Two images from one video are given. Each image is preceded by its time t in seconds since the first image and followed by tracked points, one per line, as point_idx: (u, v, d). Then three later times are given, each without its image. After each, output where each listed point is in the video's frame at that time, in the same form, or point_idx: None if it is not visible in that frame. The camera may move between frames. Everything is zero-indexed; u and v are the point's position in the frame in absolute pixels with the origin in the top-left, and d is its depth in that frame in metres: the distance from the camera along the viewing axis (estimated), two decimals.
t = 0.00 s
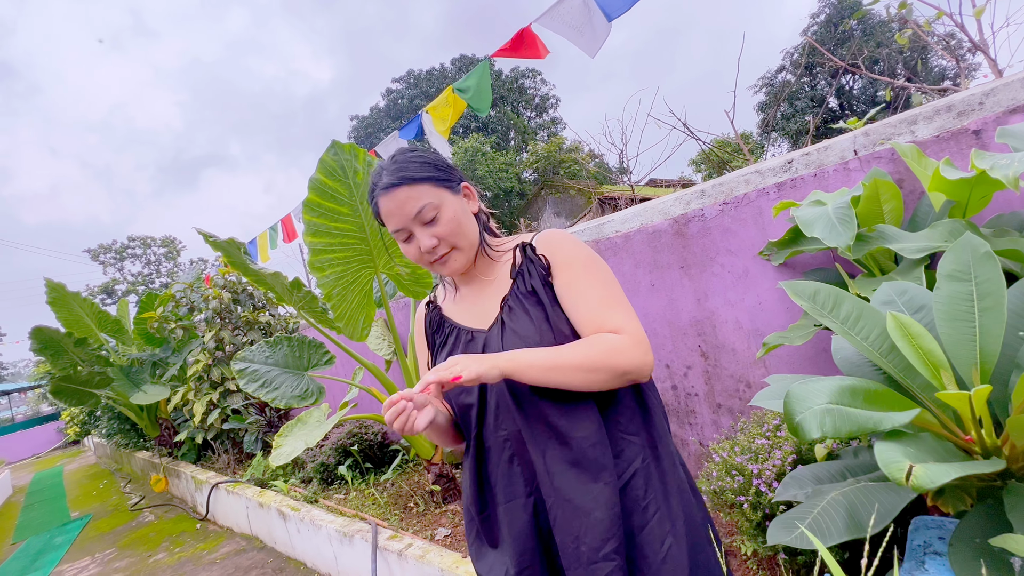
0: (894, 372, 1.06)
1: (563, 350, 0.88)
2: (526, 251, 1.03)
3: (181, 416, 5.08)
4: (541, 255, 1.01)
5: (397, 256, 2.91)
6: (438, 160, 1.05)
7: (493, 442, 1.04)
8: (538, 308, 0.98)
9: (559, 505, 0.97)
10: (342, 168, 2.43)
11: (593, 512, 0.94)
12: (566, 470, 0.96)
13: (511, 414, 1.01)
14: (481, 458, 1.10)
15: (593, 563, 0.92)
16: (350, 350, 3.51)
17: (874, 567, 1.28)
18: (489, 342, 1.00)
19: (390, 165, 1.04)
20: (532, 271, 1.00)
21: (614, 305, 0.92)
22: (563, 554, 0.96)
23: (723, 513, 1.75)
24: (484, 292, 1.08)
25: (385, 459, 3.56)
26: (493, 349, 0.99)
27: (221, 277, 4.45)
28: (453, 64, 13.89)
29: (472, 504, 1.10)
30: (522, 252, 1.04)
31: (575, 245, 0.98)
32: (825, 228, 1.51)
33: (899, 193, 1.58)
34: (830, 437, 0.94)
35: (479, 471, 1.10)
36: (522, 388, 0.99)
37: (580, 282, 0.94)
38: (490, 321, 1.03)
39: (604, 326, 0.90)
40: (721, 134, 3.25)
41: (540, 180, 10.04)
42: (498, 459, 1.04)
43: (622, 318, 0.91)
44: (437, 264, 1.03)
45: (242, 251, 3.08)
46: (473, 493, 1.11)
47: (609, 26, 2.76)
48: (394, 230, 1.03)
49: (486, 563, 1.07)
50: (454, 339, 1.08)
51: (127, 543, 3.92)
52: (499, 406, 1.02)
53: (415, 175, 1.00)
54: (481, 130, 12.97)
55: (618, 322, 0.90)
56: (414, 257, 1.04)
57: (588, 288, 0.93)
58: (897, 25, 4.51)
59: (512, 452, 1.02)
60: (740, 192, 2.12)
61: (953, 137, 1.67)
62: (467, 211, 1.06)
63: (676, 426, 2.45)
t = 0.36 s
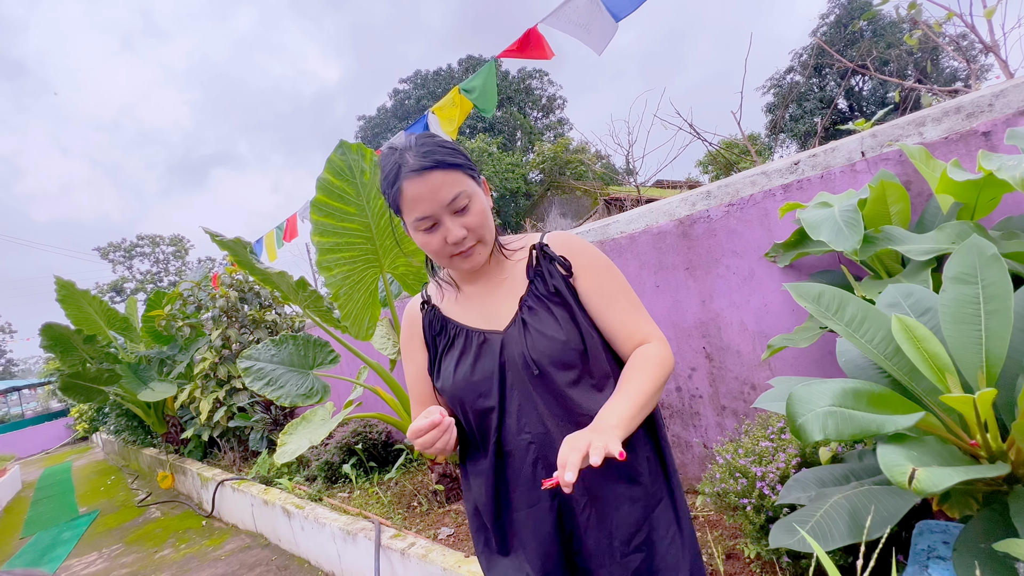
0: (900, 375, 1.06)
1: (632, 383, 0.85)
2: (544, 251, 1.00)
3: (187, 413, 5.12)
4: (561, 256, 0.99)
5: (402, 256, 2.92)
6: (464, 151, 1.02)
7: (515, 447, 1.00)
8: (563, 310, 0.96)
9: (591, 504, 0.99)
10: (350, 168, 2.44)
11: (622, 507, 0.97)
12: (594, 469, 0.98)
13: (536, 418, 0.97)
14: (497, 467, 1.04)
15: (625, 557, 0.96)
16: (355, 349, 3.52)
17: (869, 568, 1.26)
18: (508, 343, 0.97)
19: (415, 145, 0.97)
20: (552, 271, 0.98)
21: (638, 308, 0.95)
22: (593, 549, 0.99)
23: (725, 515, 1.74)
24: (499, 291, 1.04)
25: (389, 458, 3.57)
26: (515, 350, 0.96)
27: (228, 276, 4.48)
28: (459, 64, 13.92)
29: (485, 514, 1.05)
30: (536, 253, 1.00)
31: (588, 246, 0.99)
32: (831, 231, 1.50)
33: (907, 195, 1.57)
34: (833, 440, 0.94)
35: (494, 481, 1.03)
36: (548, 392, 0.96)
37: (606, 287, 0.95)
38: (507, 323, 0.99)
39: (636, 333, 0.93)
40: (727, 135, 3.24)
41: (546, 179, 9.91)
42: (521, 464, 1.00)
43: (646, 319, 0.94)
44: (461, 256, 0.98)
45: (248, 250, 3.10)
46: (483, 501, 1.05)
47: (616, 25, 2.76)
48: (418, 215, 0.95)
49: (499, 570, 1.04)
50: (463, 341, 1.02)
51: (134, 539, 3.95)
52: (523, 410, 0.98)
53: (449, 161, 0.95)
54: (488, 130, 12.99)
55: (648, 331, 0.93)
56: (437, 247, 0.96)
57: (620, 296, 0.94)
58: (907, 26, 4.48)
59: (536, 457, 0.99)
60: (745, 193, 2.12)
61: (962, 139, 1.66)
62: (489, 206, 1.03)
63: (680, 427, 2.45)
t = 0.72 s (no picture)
0: (904, 380, 1.06)
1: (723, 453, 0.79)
2: (591, 261, 0.95)
3: (194, 411, 5.17)
4: (607, 271, 0.94)
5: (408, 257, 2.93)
6: (521, 134, 0.93)
7: (536, 462, 0.98)
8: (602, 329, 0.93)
9: (612, 526, 0.97)
10: (357, 169, 2.45)
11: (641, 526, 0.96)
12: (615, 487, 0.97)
13: (563, 436, 0.95)
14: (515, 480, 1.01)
15: None
16: (360, 348, 3.53)
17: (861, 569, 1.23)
18: (539, 354, 0.94)
19: (467, 127, 0.89)
20: (596, 286, 0.94)
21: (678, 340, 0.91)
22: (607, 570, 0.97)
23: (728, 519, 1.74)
24: (537, 293, 1.00)
25: (393, 458, 3.58)
26: (545, 365, 0.94)
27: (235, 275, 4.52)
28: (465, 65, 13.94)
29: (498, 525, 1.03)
30: (583, 265, 0.96)
31: (639, 264, 0.94)
32: (835, 234, 1.50)
33: (913, 199, 1.57)
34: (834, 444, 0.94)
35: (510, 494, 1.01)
36: (577, 412, 0.94)
37: (653, 313, 0.91)
38: (538, 332, 0.96)
39: (675, 369, 0.88)
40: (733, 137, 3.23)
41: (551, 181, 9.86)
42: (541, 481, 0.98)
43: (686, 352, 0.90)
44: (506, 254, 0.92)
45: (255, 250, 3.12)
46: (496, 510, 1.03)
47: (624, 26, 2.77)
48: (464, 208, 0.88)
49: None
50: (490, 345, 0.99)
51: (140, 535, 3.99)
52: (549, 427, 0.96)
53: (505, 150, 0.87)
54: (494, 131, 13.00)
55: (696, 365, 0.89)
56: (481, 242, 0.91)
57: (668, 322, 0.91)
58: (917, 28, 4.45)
59: (555, 474, 0.98)
60: (751, 196, 2.11)
61: (969, 143, 1.65)
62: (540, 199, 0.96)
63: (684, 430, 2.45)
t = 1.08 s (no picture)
0: (906, 384, 1.06)
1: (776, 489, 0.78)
2: (632, 274, 0.94)
3: (200, 408, 5.21)
4: (649, 288, 0.93)
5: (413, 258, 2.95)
6: (571, 130, 0.91)
7: (547, 478, 0.99)
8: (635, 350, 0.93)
9: (615, 551, 0.98)
10: (363, 170, 2.48)
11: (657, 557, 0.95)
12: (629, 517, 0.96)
13: (580, 454, 0.96)
14: (525, 491, 1.02)
15: None
16: (365, 347, 3.56)
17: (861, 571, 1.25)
18: (562, 366, 0.95)
19: (516, 123, 0.88)
20: (634, 303, 0.93)
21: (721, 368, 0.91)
22: None
23: (729, 521, 1.75)
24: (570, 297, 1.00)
25: (396, 456, 3.60)
26: (567, 379, 0.94)
27: (242, 273, 4.55)
28: (472, 65, 13.97)
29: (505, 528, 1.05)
30: (622, 275, 0.95)
31: (688, 284, 0.93)
32: (839, 237, 1.50)
33: (917, 203, 1.57)
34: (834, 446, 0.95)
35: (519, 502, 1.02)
36: (596, 432, 0.94)
37: (697, 337, 0.91)
38: (566, 343, 0.97)
39: (718, 393, 0.90)
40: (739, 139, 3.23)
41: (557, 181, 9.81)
42: (551, 498, 0.99)
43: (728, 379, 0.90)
44: (545, 259, 0.93)
45: (262, 248, 3.15)
46: (505, 513, 1.06)
47: (629, 28, 2.78)
48: (506, 210, 0.89)
49: None
50: (513, 349, 0.99)
51: (146, 530, 4.03)
52: (565, 444, 0.96)
53: (556, 151, 0.86)
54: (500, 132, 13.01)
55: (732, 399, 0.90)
56: (520, 247, 0.92)
57: (706, 350, 0.91)
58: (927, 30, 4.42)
59: (566, 492, 0.98)
60: (756, 199, 2.12)
61: (975, 148, 1.65)
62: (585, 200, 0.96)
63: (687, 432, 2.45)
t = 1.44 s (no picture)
0: (904, 387, 1.07)
1: (734, 426, 0.88)
2: (643, 263, 0.94)
3: (204, 405, 5.24)
4: (660, 275, 0.93)
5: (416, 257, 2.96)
6: (551, 124, 0.90)
7: (563, 478, 0.99)
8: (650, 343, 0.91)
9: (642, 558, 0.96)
10: (366, 169, 2.49)
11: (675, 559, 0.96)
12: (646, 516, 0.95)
13: (592, 450, 0.95)
14: (540, 491, 1.02)
15: None
16: (367, 346, 3.57)
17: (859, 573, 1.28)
18: (571, 362, 0.95)
19: (490, 119, 0.90)
20: (646, 293, 0.93)
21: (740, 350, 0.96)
22: None
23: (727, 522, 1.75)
24: (573, 292, 1.01)
25: (398, 455, 3.61)
26: (577, 375, 0.94)
27: (247, 271, 4.58)
28: (478, 65, 13.96)
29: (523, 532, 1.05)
30: (636, 264, 0.95)
31: (704, 271, 0.93)
32: (839, 239, 1.50)
33: (919, 206, 1.56)
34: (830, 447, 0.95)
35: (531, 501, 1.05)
36: (608, 427, 0.94)
37: (711, 321, 0.93)
38: (572, 339, 0.97)
39: (735, 369, 0.94)
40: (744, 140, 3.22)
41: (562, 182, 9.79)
42: (566, 497, 0.99)
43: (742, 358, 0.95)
44: (528, 254, 0.94)
45: (266, 247, 3.18)
46: (523, 516, 1.06)
47: (633, 30, 2.78)
48: (483, 203, 0.91)
49: None
50: (521, 346, 1.00)
51: (149, 525, 4.06)
52: (576, 440, 0.96)
53: (527, 143, 0.86)
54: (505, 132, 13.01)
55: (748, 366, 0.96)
56: (500, 241, 0.93)
57: (722, 331, 0.93)
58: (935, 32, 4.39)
59: (584, 492, 0.98)
60: (759, 201, 2.11)
61: (979, 150, 1.64)
62: (575, 194, 0.94)
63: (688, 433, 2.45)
